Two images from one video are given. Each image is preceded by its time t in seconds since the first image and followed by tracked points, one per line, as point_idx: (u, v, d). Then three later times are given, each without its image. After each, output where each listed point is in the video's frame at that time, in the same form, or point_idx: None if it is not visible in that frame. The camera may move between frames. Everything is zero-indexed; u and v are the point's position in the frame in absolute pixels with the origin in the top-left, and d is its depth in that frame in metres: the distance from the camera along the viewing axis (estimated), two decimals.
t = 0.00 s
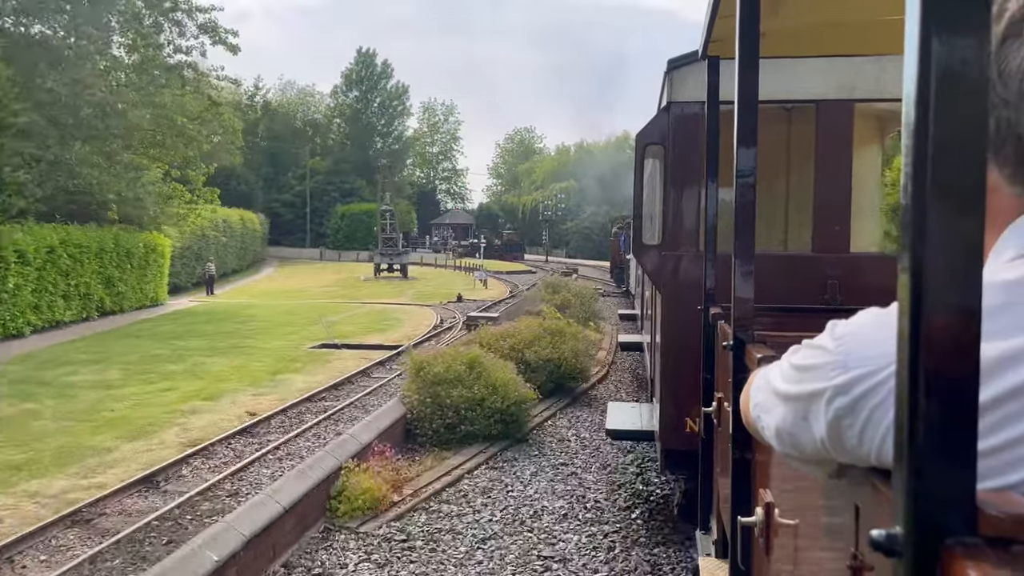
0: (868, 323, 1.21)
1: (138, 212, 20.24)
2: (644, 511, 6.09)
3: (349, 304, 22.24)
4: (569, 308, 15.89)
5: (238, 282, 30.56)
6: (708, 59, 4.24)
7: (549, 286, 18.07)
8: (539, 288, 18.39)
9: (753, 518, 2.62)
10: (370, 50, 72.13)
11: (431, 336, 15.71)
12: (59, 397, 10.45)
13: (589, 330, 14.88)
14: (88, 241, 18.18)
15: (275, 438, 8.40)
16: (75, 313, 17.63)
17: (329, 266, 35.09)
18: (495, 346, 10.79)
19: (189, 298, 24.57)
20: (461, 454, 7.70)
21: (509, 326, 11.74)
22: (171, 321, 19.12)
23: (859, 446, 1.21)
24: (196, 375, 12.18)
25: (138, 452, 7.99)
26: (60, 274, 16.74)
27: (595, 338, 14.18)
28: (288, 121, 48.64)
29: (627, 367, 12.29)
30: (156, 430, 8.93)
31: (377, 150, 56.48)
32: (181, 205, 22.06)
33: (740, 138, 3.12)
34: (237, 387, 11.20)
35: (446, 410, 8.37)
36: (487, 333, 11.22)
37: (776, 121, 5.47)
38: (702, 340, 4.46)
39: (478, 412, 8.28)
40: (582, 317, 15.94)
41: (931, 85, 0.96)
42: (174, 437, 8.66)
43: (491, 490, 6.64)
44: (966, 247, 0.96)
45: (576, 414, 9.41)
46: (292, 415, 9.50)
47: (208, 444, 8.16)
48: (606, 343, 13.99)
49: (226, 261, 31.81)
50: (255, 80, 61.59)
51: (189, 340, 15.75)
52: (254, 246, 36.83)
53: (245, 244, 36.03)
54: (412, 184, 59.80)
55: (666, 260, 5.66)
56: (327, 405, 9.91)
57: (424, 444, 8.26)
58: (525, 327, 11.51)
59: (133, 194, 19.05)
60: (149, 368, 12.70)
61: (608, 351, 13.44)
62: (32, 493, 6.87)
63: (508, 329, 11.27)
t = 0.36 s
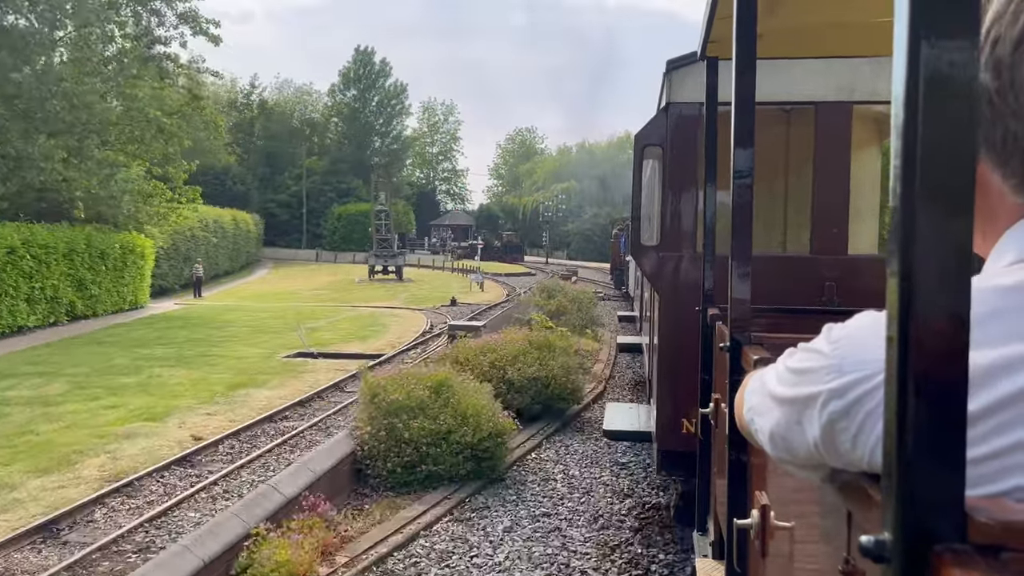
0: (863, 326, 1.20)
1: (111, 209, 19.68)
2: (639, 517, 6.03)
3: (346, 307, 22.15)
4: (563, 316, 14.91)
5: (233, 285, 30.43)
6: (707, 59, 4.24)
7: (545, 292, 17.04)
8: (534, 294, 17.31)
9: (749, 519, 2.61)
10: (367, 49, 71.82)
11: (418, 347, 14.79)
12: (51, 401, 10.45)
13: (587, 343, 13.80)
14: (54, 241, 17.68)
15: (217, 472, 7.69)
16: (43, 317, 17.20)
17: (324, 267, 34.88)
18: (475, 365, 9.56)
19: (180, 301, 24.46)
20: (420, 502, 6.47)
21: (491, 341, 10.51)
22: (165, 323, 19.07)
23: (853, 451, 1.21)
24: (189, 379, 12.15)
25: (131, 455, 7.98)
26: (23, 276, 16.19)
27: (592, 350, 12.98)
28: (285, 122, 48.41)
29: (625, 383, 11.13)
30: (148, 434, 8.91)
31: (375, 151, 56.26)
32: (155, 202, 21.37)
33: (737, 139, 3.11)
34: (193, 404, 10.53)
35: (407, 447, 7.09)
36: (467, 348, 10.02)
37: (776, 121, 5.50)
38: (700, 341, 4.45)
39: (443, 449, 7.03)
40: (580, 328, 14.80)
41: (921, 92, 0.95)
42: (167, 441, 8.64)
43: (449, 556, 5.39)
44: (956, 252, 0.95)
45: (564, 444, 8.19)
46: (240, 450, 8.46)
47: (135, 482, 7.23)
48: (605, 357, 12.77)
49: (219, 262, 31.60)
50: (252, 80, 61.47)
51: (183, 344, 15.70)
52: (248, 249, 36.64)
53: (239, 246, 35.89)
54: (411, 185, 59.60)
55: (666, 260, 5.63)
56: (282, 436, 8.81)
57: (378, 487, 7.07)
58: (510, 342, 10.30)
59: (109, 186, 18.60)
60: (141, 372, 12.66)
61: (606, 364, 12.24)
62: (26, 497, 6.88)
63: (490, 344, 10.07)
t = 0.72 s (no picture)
0: (858, 323, 1.20)
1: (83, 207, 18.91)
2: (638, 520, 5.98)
3: (342, 310, 22.05)
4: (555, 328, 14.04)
5: (229, 287, 30.32)
6: (705, 59, 4.23)
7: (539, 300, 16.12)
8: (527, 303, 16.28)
9: (747, 518, 2.61)
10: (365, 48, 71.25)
11: (400, 361, 13.80)
12: (43, 403, 10.40)
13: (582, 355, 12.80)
14: (18, 242, 17.29)
15: (138, 515, 6.44)
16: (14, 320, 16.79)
17: (321, 268, 34.67)
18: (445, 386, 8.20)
19: (173, 303, 24.35)
20: (359, 574, 5.04)
21: (465, 356, 9.14)
22: (158, 325, 19.00)
23: (850, 448, 1.21)
24: (183, 381, 12.10)
25: (125, 457, 7.96)
26: None
27: (584, 366, 11.76)
28: (281, 121, 48.10)
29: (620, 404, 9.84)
30: (141, 437, 8.88)
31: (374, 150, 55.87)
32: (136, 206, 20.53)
33: (734, 139, 3.11)
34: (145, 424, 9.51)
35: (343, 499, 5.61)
36: (437, 365, 8.69)
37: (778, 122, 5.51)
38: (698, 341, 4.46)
39: (393, 502, 5.61)
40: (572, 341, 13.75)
41: (921, 92, 0.95)
42: (161, 443, 8.62)
43: None
44: (955, 250, 0.95)
45: (548, 486, 6.82)
46: (163, 491, 7.09)
47: (29, 526, 6.06)
48: (598, 373, 11.52)
49: (209, 263, 31.33)
50: (248, 80, 61.27)
51: (176, 346, 15.63)
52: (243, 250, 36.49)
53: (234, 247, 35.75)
54: (409, 186, 59.43)
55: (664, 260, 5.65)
56: (215, 472, 7.46)
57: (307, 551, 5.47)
58: (487, 357, 8.98)
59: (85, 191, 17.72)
60: (134, 374, 12.60)
61: (600, 382, 10.99)
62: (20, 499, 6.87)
63: (464, 360, 8.73)
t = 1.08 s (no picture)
0: (860, 321, 1.22)
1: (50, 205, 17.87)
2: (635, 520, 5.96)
3: (339, 312, 21.97)
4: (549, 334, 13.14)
5: (222, 288, 30.17)
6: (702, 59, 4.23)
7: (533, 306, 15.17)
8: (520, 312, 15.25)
9: (747, 517, 2.63)
10: (362, 47, 70.74)
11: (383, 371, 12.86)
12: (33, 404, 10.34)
13: (578, 368, 11.83)
14: None
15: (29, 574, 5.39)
16: None
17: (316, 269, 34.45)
18: (405, 420, 6.96)
19: (166, 304, 24.17)
20: None
21: (430, 379, 7.84)
22: (151, 326, 18.81)
23: (853, 445, 1.22)
24: (175, 381, 12.03)
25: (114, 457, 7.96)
26: None
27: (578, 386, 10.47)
28: (276, 120, 47.72)
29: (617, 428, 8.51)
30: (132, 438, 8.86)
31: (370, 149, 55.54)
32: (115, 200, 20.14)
33: (733, 139, 3.12)
34: (83, 442, 8.74)
35: None
36: (399, 391, 7.48)
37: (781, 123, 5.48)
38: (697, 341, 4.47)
39: None
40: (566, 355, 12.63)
41: (924, 90, 0.96)
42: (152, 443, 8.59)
43: None
44: (959, 248, 0.96)
45: (527, 543, 5.51)
46: (61, 546, 5.87)
47: None
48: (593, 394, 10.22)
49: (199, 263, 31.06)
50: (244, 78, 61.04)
51: (170, 347, 15.53)
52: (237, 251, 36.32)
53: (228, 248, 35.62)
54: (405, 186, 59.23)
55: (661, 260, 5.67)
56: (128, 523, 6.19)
57: None
58: (458, 381, 7.71)
59: (56, 187, 17.32)
60: (126, 376, 12.53)
61: (595, 404, 9.68)
62: (9, 503, 6.84)
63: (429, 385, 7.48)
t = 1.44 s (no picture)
0: (842, 328, 1.21)
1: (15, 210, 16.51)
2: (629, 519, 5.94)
3: (332, 313, 21.85)
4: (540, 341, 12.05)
5: (213, 287, 29.96)
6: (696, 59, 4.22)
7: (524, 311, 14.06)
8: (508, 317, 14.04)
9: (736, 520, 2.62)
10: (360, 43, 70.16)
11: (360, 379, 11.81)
12: (13, 400, 10.18)
13: (569, 382, 10.73)
14: None
15: None
16: None
17: (311, 268, 34.21)
18: (332, 468, 5.23)
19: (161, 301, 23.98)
20: None
21: (373, 408, 6.12)
22: (143, 325, 18.62)
23: (834, 451, 1.20)
24: (162, 380, 11.89)
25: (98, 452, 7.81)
26: None
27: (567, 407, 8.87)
28: (272, 117, 47.30)
29: (613, 460, 6.87)
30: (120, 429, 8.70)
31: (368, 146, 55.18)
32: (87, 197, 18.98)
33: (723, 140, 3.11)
34: (0, 449, 7.80)
35: None
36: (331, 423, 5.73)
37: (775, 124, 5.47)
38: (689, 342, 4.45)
39: None
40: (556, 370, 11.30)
41: (899, 97, 0.95)
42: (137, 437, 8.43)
43: None
44: (935, 254, 0.96)
45: None
46: None
47: None
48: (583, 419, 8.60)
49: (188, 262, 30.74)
50: (238, 74, 60.61)
51: (163, 344, 15.39)
52: (229, 250, 36.05)
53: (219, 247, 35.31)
54: (402, 184, 59.02)
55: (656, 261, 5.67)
56: None
57: None
58: (408, 409, 5.99)
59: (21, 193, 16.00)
60: (111, 374, 12.37)
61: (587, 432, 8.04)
62: None
63: (371, 419, 5.75)
